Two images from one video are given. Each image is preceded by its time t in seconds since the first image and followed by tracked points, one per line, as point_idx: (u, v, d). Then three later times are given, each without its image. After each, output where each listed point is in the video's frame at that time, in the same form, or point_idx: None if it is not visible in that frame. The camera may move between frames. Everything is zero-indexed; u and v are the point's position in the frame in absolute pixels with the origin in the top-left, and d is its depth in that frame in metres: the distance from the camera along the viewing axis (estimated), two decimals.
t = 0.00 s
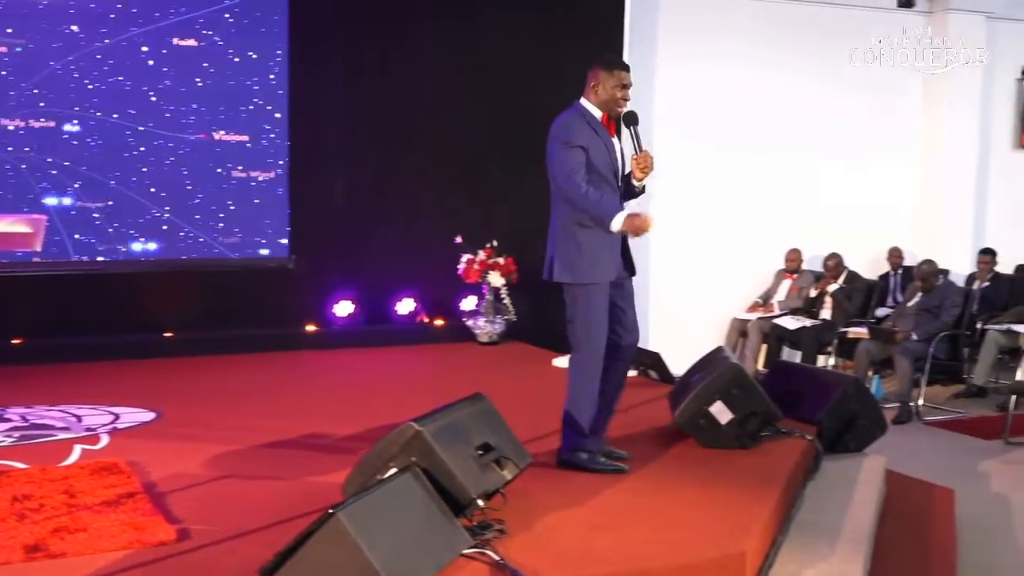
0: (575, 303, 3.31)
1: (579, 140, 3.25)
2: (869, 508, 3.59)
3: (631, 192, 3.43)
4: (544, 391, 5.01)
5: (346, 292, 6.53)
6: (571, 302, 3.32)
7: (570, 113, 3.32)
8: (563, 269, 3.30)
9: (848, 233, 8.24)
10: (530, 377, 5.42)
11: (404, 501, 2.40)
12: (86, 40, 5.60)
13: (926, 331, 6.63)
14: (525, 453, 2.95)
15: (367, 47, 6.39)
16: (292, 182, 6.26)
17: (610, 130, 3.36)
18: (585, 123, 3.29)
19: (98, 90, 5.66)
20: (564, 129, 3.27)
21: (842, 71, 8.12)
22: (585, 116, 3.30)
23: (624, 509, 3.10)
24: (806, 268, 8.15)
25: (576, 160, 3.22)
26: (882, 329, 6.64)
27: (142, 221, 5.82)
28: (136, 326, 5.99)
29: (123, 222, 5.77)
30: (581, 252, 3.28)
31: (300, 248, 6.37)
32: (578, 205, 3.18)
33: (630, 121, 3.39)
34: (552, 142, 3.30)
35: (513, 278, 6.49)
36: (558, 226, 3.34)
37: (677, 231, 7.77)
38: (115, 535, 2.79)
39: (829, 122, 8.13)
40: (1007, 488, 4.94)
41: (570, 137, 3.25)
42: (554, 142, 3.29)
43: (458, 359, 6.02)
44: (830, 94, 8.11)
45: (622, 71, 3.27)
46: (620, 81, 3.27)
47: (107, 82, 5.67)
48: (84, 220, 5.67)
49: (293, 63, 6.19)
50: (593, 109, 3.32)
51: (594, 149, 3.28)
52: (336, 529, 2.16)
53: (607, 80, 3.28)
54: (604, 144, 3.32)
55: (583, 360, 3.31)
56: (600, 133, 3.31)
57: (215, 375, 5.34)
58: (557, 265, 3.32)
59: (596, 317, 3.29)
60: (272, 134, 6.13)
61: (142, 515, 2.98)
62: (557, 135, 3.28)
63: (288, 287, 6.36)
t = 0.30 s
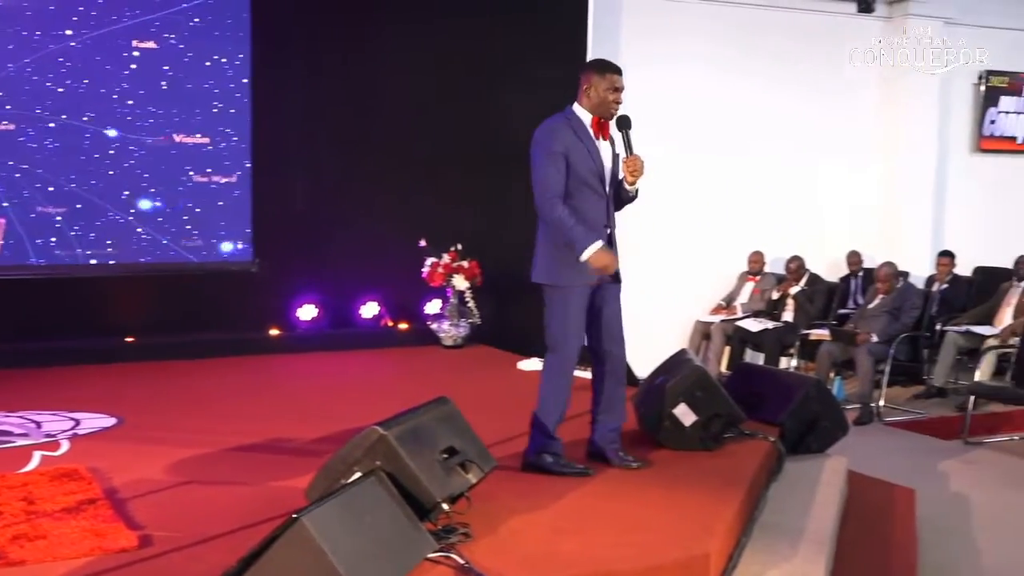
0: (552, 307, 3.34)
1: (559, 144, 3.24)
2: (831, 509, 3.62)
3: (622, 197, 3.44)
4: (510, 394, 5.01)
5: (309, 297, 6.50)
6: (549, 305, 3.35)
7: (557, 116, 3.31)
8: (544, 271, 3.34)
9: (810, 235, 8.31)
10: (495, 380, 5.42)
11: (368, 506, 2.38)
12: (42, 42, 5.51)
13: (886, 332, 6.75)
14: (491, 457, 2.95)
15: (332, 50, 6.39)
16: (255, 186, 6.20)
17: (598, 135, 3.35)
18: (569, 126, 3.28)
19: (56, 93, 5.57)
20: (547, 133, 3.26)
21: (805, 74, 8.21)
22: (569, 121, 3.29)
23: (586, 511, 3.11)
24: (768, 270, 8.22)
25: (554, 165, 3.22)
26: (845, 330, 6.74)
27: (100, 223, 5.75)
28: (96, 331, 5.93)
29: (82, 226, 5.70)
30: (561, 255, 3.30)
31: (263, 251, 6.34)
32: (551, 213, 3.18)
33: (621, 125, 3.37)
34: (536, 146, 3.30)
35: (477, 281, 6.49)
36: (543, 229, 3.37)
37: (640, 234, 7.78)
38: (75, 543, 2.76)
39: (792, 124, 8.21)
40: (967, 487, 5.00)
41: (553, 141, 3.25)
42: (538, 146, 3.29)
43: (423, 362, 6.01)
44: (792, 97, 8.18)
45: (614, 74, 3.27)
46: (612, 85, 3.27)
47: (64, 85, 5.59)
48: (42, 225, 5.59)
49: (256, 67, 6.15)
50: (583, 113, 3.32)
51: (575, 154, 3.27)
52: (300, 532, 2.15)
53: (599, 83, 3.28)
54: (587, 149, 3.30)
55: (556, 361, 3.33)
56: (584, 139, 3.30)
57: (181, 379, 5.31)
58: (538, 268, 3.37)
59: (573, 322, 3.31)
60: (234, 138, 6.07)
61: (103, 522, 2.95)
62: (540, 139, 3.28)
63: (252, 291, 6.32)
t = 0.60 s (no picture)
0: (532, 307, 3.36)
1: (539, 143, 3.26)
2: (807, 508, 3.64)
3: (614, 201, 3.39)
4: (487, 395, 5.02)
5: (287, 298, 6.48)
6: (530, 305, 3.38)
7: (546, 117, 3.33)
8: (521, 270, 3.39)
9: (787, 235, 8.36)
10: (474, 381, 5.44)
11: (345, 508, 2.38)
12: (14, 42, 5.46)
13: (863, 332, 6.76)
14: (469, 458, 2.95)
15: (310, 51, 6.38)
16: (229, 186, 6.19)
17: (587, 136, 3.32)
18: (553, 126, 3.28)
19: (27, 93, 5.52)
20: (530, 132, 3.29)
21: (781, 75, 8.24)
22: (559, 122, 3.30)
23: (564, 512, 3.11)
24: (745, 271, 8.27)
25: (530, 165, 3.25)
26: (821, 330, 6.77)
27: (72, 224, 5.70)
28: (70, 333, 5.89)
29: (54, 227, 5.65)
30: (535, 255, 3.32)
31: (240, 253, 6.32)
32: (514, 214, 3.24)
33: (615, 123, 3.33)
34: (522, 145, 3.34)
35: (455, 282, 6.49)
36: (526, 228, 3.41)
37: (619, 236, 7.80)
38: (49, 546, 2.74)
39: (767, 125, 8.24)
40: (941, 486, 5.04)
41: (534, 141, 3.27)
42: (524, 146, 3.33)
43: (401, 363, 6.02)
44: (769, 98, 8.22)
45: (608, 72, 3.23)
46: (606, 83, 3.23)
47: (36, 85, 5.54)
48: (13, 226, 5.54)
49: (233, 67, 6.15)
50: (573, 115, 3.32)
51: (556, 154, 3.27)
52: (276, 536, 2.14)
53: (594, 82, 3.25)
54: (571, 151, 3.30)
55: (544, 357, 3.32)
56: (568, 139, 3.29)
57: (159, 381, 5.28)
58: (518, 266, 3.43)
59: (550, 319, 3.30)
60: (208, 138, 6.05)
61: (77, 525, 2.93)
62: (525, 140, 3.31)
63: (229, 293, 6.29)
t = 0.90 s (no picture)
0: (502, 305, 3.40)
1: (506, 144, 3.30)
2: (783, 508, 3.66)
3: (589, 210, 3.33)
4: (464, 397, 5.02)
5: (263, 300, 6.46)
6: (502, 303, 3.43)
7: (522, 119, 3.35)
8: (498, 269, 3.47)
9: (762, 236, 8.40)
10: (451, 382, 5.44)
11: (323, 510, 2.37)
12: None
13: (837, 332, 6.78)
14: (446, 459, 2.95)
15: (286, 52, 6.37)
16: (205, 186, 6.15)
17: (559, 139, 3.29)
18: (522, 127, 3.31)
19: None
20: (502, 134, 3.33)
21: (756, 76, 8.28)
22: (531, 126, 3.31)
23: (542, 513, 3.12)
24: (720, 271, 8.30)
25: (497, 166, 3.31)
26: (797, 331, 6.79)
27: (43, 224, 5.62)
28: (43, 335, 5.84)
29: (25, 227, 5.57)
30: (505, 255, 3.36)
31: (216, 254, 6.28)
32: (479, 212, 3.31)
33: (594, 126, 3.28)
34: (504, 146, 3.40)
35: (432, 283, 6.49)
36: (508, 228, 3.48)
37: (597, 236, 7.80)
38: (23, 550, 2.71)
39: (743, 126, 8.28)
40: (916, 485, 5.07)
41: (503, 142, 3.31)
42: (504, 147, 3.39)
43: (379, 364, 6.01)
44: (744, 99, 8.25)
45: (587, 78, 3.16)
46: (581, 88, 3.17)
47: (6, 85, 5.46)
48: None
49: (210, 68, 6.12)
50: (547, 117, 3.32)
51: (522, 154, 3.29)
52: (254, 539, 2.13)
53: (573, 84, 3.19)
54: (539, 150, 3.29)
55: (514, 347, 3.32)
56: (536, 139, 3.30)
57: (134, 384, 5.25)
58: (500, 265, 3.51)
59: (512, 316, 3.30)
60: (182, 139, 6.01)
61: (51, 529, 2.91)
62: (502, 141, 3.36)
63: (204, 294, 6.26)
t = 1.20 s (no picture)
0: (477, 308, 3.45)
1: (470, 148, 3.33)
2: (763, 507, 3.67)
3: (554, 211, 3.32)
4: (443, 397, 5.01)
5: (242, 300, 6.44)
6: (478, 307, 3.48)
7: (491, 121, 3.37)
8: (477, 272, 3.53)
9: (742, 236, 8.44)
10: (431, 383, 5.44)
11: (302, 512, 2.36)
12: None
13: (817, 332, 6.81)
14: (426, 460, 2.94)
15: (265, 53, 6.35)
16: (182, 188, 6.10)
17: (519, 138, 3.29)
18: (488, 130, 3.33)
19: None
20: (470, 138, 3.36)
21: (738, 76, 8.32)
22: (494, 127, 3.33)
23: (522, 512, 3.12)
24: (700, 271, 8.33)
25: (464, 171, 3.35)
26: (777, 330, 6.79)
27: (17, 224, 5.53)
28: (20, 336, 5.80)
29: None
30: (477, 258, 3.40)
31: (195, 255, 6.26)
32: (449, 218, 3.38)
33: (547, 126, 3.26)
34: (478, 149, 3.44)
35: (412, 284, 6.48)
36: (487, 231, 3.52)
37: (576, 236, 7.82)
38: None
39: (722, 126, 8.31)
40: (895, 483, 5.10)
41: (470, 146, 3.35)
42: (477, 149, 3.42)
43: (359, 365, 6.00)
44: (725, 99, 8.29)
45: (534, 75, 3.13)
46: (527, 85, 3.15)
47: None
48: None
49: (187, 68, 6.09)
50: (511, 118, 3.32)
51: (486, 157, 3.32)
52: (232, 540, 2.13)
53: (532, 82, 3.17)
54: (502, 152, 3.30)
55: (477, 347, 3.37)
56: (500, 141, 3.31)
57: (112, 385, 5.22)
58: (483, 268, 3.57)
59: (478, 317, 3.35)
60: (158, 138, 5.96)
61: (28, 531, 2.89)
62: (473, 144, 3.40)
63: (183, 295, 6.24)
